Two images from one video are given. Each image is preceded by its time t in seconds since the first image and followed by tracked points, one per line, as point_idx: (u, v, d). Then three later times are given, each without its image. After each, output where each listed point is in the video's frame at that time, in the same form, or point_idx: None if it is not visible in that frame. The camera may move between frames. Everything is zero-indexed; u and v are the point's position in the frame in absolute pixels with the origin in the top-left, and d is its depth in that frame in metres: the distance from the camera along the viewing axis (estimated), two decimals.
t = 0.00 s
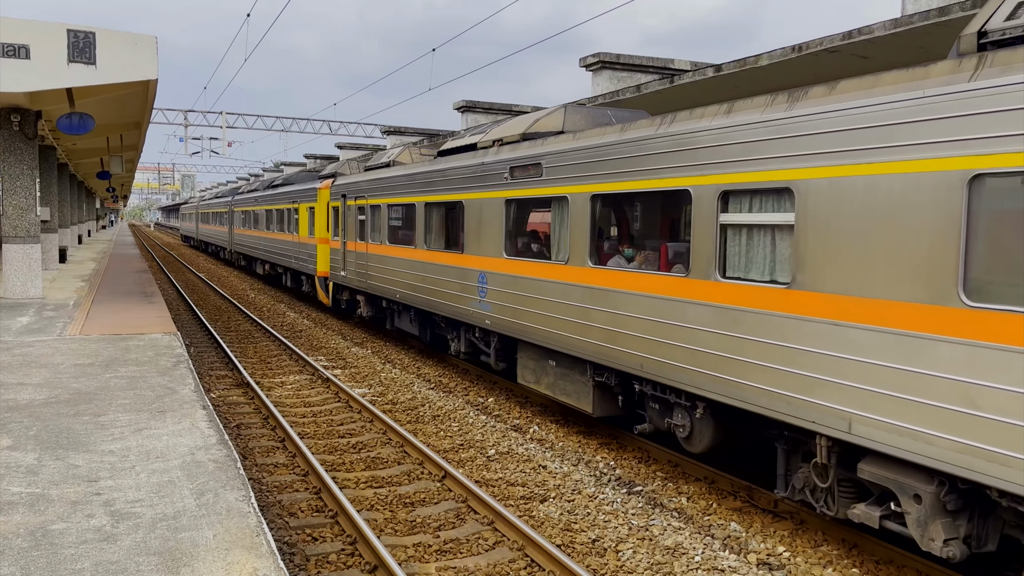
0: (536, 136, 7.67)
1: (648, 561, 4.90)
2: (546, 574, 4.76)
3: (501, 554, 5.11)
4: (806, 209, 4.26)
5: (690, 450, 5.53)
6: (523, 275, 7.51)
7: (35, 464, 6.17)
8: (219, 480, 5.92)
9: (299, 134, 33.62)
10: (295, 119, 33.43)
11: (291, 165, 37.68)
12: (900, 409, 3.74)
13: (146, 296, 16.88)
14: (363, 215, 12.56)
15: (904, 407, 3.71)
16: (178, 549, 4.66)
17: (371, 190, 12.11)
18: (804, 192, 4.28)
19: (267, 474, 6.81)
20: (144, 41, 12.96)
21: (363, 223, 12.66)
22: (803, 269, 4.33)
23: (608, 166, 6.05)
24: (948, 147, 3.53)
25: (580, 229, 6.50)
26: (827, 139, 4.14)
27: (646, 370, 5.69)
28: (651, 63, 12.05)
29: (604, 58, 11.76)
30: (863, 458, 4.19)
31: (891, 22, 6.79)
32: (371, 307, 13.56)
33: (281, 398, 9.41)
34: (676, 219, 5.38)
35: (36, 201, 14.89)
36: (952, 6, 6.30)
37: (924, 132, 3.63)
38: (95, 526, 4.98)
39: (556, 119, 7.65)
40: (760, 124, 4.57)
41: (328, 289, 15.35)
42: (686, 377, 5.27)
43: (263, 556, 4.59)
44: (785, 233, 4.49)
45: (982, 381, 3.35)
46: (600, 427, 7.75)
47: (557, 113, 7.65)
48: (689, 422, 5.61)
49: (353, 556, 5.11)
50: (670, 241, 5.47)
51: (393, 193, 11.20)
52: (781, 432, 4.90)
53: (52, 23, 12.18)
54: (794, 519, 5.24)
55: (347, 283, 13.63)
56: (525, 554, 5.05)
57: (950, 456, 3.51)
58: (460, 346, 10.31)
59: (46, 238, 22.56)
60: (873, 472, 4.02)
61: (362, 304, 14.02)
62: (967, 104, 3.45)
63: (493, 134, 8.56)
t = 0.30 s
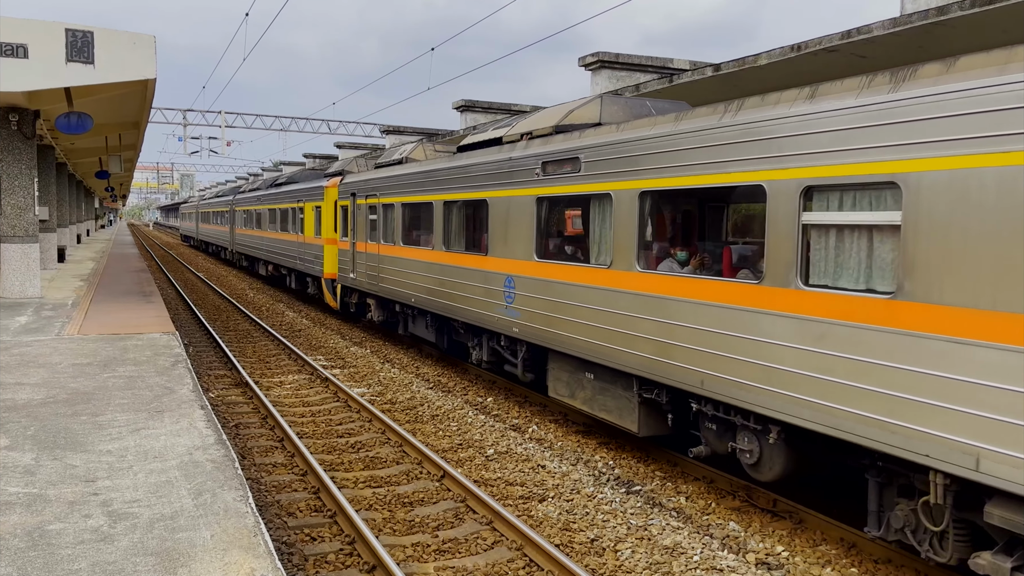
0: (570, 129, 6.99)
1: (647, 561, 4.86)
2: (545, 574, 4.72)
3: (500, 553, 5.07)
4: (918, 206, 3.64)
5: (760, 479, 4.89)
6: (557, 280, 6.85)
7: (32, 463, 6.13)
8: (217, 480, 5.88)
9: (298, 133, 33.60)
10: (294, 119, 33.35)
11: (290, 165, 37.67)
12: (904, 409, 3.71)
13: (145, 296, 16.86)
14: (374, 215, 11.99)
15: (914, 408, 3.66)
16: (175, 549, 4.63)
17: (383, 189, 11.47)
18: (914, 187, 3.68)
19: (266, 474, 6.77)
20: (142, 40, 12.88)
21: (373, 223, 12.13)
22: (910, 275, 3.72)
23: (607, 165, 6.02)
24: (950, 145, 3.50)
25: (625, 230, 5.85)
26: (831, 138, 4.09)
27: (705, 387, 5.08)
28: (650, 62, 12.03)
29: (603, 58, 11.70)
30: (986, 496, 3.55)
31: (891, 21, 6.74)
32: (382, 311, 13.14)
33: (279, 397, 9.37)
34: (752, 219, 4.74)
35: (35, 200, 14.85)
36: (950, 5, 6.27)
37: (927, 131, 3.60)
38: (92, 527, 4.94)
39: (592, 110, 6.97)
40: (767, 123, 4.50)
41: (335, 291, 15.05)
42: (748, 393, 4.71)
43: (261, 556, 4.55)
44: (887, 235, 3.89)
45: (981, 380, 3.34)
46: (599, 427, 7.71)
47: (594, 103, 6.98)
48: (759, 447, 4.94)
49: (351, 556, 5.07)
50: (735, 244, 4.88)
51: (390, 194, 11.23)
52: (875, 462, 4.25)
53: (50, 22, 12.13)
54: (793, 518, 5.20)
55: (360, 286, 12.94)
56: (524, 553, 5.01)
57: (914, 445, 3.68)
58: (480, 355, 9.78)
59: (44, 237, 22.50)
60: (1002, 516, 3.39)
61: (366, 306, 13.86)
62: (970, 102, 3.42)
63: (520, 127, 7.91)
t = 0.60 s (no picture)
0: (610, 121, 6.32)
1: (647, 561, 4.60)
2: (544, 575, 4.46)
3: (499, 553, 4.81)
4: None
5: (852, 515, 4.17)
6: (598, 286, 6.15)
7: (32, 464, 5.86)
8: (216, 479, 5.62)
9: (298, 134, 33.37)
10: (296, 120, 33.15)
11: (290, 166, 37.42)
12: (967, 424, 3.36)
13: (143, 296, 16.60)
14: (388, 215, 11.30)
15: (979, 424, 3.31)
16: (175, 549, 4.36)
17: (401, 189, 10.74)
18: None
19: (265, 475, 6.51)
20: (142, 40, 12.61)
21: (388, 223, 11.40)
22: None
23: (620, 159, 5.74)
24: (997, 140, 3.24)
25: (681, 231, 5.15)
26: (870, 133, 3.81)
27: (783, 411, 4.36)
28: (650, 62, 11.77)
29: (602, 59, 11.45)
30: None
31: (890, 21, 6.48)
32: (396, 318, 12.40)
33: (279, 398, 9.10)
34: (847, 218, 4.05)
35: (35, 201, 14.58)
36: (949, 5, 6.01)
37: (976, 125, 3.33)
38: (91, 527, 4.67)
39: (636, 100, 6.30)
40: (801, 115, 4.19)
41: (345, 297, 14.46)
42: (832, 419, 4.04)
43: (261, 557, 4.28)
44: None
45: None
46: (599, 427, 7.44)
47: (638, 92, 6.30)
48: (850, 479, 4.22)
49: (350, 556, 4.80)
50: (818, 248, 4.24)
51: (395, 192, 10.96)
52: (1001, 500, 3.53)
53: (49, 23, 11.86)
54: (794, 519, 4.94)
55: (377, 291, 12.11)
56: (524, 554, 4.75)
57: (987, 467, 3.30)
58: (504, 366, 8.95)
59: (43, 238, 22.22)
60: None
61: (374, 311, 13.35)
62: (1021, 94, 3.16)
63: (552, 120, 7.22)
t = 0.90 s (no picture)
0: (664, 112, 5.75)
1: (647, 562, 4.85)
2: None
3: (499, 555, 5.06)
4: None
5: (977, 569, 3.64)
6: (648, 295, 5.60)
7: (31, 466, 6.10)
8: (216, 482, 5.86)
9: (298, 134, 33.61)
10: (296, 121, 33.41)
11: (290, 167, 37.69)
12: (943, 420, 3.55)
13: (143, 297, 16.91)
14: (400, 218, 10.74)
15: (947, 417, 3.52)
16: (174, 552, 4.61)
17: (416, 189, 10.13)
18: None
19: (266, 476, 6.76)
20: (141, 42, 12.88)
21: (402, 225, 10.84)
22: None
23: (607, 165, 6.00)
24: (953, 146, 3.50)
25: (758, 234, 4.60)
26: (841, 138, 4.03)
27: (773, 408, 4.52)
28: (650, 64, 12.02)
29: (603, 60, 11.71)
30: None
31: (890, 22, 6.70)
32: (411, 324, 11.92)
33: (279, 399, 9.35)
34: (960, 218, 3.57)
35: (34, 202, 14.83)
36: (949, 6, 6.24)
37: (936, 131, 3.57)
38: (91, 529, 4.92)
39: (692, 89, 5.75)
40: (775, 121, 4.43)
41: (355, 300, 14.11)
42: (808, 411, 4.27)
43: (260, 559, 4.53)
44: None
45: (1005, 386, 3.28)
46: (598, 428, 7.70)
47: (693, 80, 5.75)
48: (974, 527, 3.67)
49: (351, 558, 5.05)
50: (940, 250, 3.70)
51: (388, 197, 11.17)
52: None
53: (49, 25, 12.12)
54: (794, 521, 5.20)
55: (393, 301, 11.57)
56: (524, 555, 5.00)
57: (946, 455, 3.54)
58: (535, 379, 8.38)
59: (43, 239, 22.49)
60: None
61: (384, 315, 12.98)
62: (974, 101, 3.41)
63: (591, 114, 6.68)
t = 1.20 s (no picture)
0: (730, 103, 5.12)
1: (647, 565, 4.84)
2: None
3: (499, 558, 5.05)
4: None
5: None
6: (707, 306, 4.97)
7: (31, 469, 6.09)
8: (216, 485, 5.85)
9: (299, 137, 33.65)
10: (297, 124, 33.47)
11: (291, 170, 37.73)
12: (940, 423, 3.50)
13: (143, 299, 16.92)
14: (418, 221, 10.11)
15: (955, 423, 3.43)
16: (175, 555, 4.60)
17: (437, 189, 9.48)
18: None
19: (266, 478, 6.75)
20: (143, 45, 12.80)
21: (419, 228, 10.22)
22: None
23: (609, 169, 5.96)
24: (953, 149, 3.45)
25: (857, 240, 3.95)
26: (833, 141, 4.04)
27: (763, 409, 4.53)
28: (650, 67, 12.01)
29: (603, 63, 11.71)
30: None
31: (890, 26, 6.69)
32: (429, 333, 11.15)
33: (279, 402, 9.34)
34: (958, 219, 3.52)
35: (35, 205, 14.83)
36: (949, 10, 6.23)
37: (937, 134, 3.52)
38: (92, 532, 4.91)
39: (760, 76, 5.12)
40: (781, 123, 4.37)
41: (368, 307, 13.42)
42: (796, 411, 4.30)
43: (261, 562, 4.52)
44: None
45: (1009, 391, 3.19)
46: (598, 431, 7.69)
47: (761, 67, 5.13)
48: None
49: (351, 561, 5.04)
50: None
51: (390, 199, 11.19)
52: None
53: (51, 28, 12.12)
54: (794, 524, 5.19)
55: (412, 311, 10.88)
56: (524, 558, 4.99)
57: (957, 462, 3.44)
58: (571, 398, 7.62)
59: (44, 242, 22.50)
60: None
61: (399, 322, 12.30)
62: (975, 106, 3.36)
63: (638, 105, 6.06)
